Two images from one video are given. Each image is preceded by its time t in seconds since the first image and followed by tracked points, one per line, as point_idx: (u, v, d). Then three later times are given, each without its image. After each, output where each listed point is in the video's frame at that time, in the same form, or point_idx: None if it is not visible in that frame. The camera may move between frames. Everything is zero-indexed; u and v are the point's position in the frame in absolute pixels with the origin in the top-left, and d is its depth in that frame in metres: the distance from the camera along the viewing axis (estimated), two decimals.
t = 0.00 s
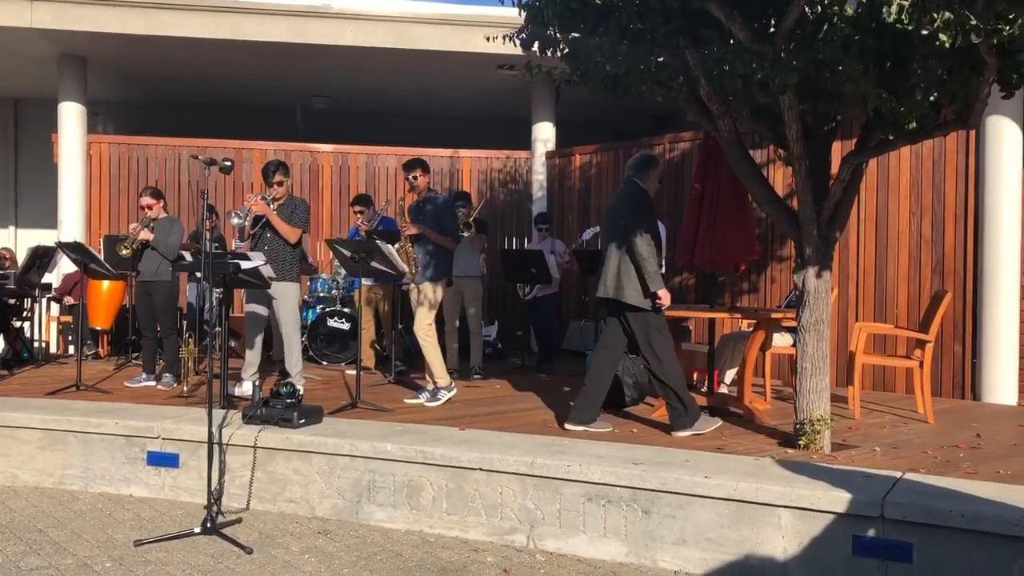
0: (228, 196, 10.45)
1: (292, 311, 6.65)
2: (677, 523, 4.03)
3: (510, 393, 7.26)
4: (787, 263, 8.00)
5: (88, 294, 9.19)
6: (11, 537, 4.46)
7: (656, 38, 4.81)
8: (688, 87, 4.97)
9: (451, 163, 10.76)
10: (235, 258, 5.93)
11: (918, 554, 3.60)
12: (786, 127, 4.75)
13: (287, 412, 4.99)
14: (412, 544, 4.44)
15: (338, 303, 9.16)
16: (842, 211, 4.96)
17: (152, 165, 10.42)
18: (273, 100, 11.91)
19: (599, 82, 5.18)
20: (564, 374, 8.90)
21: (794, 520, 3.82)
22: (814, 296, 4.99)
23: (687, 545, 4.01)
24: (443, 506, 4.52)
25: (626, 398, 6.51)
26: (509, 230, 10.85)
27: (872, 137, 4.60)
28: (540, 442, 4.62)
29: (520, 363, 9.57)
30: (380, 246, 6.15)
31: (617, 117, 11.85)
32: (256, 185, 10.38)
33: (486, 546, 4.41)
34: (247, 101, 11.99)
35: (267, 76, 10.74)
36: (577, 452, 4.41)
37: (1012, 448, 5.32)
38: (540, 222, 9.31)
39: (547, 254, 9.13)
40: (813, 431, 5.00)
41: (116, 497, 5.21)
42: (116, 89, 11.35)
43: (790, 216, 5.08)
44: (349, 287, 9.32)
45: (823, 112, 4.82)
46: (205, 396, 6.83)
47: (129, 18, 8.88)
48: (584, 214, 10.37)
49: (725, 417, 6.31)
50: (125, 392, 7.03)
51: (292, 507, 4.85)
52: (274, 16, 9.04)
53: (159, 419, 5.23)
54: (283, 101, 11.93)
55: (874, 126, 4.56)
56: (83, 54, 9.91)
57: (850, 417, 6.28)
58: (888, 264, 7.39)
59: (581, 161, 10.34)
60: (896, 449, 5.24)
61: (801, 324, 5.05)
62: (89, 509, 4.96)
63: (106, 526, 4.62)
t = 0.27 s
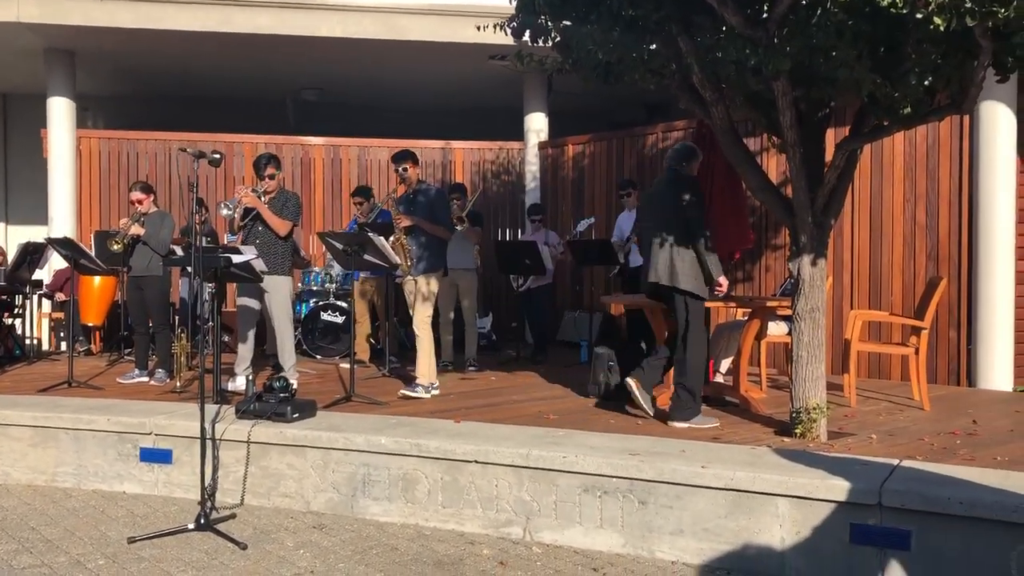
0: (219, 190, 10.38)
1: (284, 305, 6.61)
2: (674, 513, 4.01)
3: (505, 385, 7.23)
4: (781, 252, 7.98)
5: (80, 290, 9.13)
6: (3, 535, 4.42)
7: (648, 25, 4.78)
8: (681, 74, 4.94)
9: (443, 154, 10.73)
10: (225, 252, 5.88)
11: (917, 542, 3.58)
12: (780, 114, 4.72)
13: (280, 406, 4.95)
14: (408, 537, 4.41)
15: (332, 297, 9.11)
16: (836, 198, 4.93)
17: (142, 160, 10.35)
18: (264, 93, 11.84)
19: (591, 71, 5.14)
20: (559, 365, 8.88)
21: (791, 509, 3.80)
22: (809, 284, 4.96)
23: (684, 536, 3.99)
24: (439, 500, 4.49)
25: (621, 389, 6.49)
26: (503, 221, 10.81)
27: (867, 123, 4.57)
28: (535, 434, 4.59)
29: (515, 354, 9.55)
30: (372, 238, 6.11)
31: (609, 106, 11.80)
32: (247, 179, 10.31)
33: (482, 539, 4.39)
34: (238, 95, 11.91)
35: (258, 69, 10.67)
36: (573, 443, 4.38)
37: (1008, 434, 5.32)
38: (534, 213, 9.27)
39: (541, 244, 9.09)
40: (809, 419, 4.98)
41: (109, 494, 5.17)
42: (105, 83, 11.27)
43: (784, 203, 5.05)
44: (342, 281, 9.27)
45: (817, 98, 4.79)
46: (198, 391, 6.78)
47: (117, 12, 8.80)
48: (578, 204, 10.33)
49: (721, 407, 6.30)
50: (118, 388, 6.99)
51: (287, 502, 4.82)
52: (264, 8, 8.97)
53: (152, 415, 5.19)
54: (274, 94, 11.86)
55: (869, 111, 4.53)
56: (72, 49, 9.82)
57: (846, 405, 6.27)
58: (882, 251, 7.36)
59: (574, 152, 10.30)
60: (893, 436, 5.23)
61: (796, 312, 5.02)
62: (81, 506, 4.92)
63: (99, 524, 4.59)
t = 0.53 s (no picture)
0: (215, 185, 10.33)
1: (281, 301, 6.58)
2: (672, 506, 4.00)
3: (502, 379, 7.21)
4: (778, 243, 7.98)
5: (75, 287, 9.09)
6: None
7: (643, 16, 4.77)
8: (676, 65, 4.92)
9: (439, 148, 10.70)
10: (220, 247, 5.84)
11: (916, 533, 3.58)
12: (775, 105, 4.71)
13: (277, 402, 4.93)
14: (406, 532, 4.40)
15: (328, 292, 9.08)
16: (833, 189, 4.92)
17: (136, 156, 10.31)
18: (258, 88, 11.79)
19: (587, 63, 5.11)
20: (557, 358, 8.86)
21: (790, 501, 3.79)
22: (806, 276, 4.95)
23: (683, 528, 3.98)
24: (437, 494, 4.48)
25: (618, 381, 6.47)
26: (499, 215, 10.79)
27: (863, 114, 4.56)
28: (533, 428, 4.58)
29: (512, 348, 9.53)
30: (366, 233, 6.08)
31: (605, 99, 11.77)
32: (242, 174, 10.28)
33: (480, 533, 4.38)
34: (233, 90, 11.86)
35: (252, 64, 10.63)
36: (571, 437, 4.37)
37: (1006, 423, 5.31)
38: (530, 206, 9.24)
39: (537, 238, 9.06)
40: (807, 410, 4.98)
41: (106, 491, 5.16)
42: (100, 79, 11.21)
43: (781, 195, 5.04)
44: (339, 276, 9.23)
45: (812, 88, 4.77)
46: (195, 388, 6.76)
47: (110, 7, 8.75)
48: (574, 197, 10.31)
49: (719, 399, 6.29)
50: (114, 386, 6.96)
51: (284, 498, 4.81)
52: (258, 3, 8.93)
53: (148, 412, 5.17)
54: (269, 89, 11.82)
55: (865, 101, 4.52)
56: (65, 45, 9.77)
57: (844, 396, 6.26)
58: (879, 241, 7.36)
59: (570, 145, 10.27)
60: (891, 427, 5.22)
61: (793, 304, 5.01)
62: (78, 504, 4.91)
63: (96, 522, 4.57)
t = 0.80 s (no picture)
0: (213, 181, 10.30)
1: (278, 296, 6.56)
2: (668, 503, 3.97)
3: (501, 375, 7.19)
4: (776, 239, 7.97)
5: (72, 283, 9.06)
6: None
7: (640, 10, 4.73)
8: (674, 60, 4.89)
9: (437, 143, 10.66)
10: (216, 242, 5.82)
11: (913, 531, 3.55)
12: (773, 100, 4.67)
13: (272, 398, 4.91)
14: (401, 530, 4.38)
15: (326, 288, 9.05)
16: (831, 185, 4.89)
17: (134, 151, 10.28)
18: (256, 83, 11.76)
19: (584, 58, 5.09)
20: (555, 355, 8.84)
21: (786, 499, 3.77)
22: (804, 272, 4.93)
23: (679, 526, 3.96)
24: (432, 492, 4.46)
25: (616, 378, 6.44)
26: (498, 211, 10.76)
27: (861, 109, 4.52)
28: (529, 425, 4.56)
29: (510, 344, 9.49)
30: (362, 228, 6.05)
31: (605, 94, 11.73)
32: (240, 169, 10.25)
33: (475, 531, 4.36)
34: (232, 85, 11.83)
35: (251, 59, 10.59)
36: (566, 434, 4.35)
37: (1005, 420, 5.28)
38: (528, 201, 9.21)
39: (536, 233, 9.03)
40: (805, 407, 4.95)
41: (101, 488, 5.14)
42: (99, 74, 11.17)
43: (779, 192, 5.01)
44: (336, 271, 9.21)
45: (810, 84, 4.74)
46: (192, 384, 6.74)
47: (107, 2, 8.71)
48: (573, 192, 10.27)
49: (716, 395, 6.26)
50: (111, 382, 6.94)
51: (279, 495, 4.79)
52: None
53: (143, 408, 5.15)
54: (268, 84, 11.78)
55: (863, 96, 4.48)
56: (63, 40, 9.73)
57: (842, 392, 6.24)
58: (879, 237, 7.33)
59: (569, 140, 10.24)
60: (890, 424, 5.20)
61: (791, 300, 4.99)
62: (73, 501, 4.89)
63: (90, 519, 4.55)
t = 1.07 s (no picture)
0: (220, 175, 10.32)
1: (282, 291, 6.56)
2: (663, 505, 3.96)
3: (503, 373, 7.18)
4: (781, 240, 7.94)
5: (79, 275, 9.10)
6: None
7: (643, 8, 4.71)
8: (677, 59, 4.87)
9: (444, 140, 10.64)
10: (219, 237, 5.82)
11: (909, 537, 3.52)
12: (776, 101, 4.65)
13: (271, 393, 4.91)
14: (396, 527, 4.37)
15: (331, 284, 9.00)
16: (835, 187, 4.86)
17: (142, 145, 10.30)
18: (266, 79, 11.77)
19: (588, 56, 5.06)
20: (559, 354, 8.82)
21: (781, 502, 3.74)
22: (806, 274, 4.90)
23: (674, 528, 3.94)
24: (428, 490, 4.45)
25: (618, 378, 6.42)
26: (505, 209, 10.75)
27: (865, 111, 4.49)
28: (526, 424, 4.55)
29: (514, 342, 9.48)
30: (365, 225, 6.08)
31: (614, 93, 11.70)
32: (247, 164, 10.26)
33: (471, 529, 4.35)
34: (241, 80, 11.85)
35: (259, 54, 10.61)
36: (563, 434, 4.33)
37: (1007, 426, 5.24)
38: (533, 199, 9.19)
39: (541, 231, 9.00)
40: (805, 410, 4.92)
41: (100, 481, 5.15)
42: (109, 68, 11.20)
43: (782, 193, 4.98)
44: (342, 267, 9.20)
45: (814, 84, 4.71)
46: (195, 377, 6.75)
47: None
48: (580, 191, 10.25)
49: (717, 396, 6.24)
50: (114, 375, 6.96)
51: (276, 490, 4.79)
52: None
53: (142, 402, 5.15)
54: (277, 79, 11.80)
55: (867, 98, 4.45)
56: (72, 33, 9.76)
57: (845, 395, 6.20)
58: (885, 240, 7.29)
59: (576, 138, 10.22)
60: (890, 428, 5.16)
61: (793, 303, 4.96)
62: (72, 493, 4.90)
63: (87, 511, 4.56)
